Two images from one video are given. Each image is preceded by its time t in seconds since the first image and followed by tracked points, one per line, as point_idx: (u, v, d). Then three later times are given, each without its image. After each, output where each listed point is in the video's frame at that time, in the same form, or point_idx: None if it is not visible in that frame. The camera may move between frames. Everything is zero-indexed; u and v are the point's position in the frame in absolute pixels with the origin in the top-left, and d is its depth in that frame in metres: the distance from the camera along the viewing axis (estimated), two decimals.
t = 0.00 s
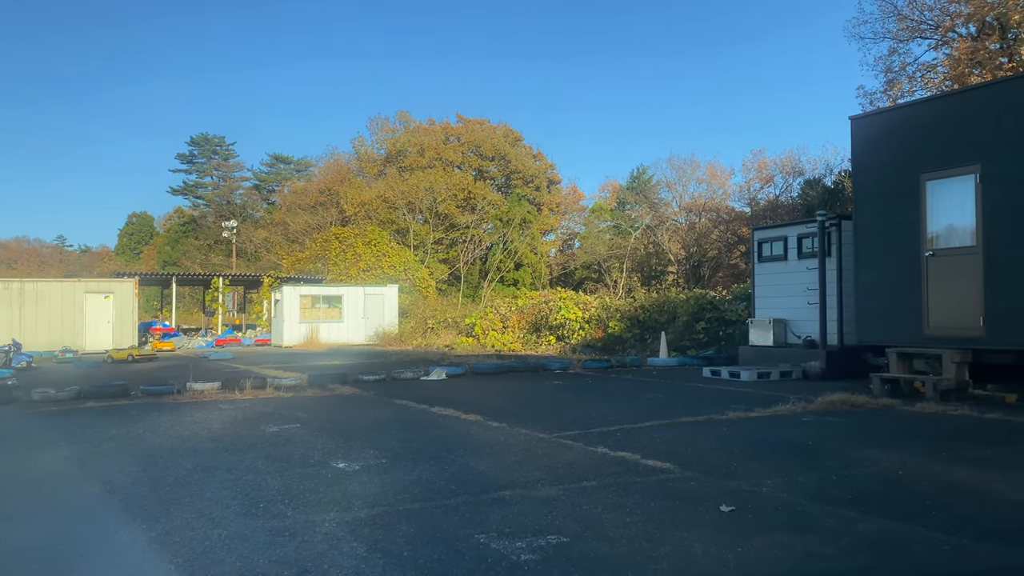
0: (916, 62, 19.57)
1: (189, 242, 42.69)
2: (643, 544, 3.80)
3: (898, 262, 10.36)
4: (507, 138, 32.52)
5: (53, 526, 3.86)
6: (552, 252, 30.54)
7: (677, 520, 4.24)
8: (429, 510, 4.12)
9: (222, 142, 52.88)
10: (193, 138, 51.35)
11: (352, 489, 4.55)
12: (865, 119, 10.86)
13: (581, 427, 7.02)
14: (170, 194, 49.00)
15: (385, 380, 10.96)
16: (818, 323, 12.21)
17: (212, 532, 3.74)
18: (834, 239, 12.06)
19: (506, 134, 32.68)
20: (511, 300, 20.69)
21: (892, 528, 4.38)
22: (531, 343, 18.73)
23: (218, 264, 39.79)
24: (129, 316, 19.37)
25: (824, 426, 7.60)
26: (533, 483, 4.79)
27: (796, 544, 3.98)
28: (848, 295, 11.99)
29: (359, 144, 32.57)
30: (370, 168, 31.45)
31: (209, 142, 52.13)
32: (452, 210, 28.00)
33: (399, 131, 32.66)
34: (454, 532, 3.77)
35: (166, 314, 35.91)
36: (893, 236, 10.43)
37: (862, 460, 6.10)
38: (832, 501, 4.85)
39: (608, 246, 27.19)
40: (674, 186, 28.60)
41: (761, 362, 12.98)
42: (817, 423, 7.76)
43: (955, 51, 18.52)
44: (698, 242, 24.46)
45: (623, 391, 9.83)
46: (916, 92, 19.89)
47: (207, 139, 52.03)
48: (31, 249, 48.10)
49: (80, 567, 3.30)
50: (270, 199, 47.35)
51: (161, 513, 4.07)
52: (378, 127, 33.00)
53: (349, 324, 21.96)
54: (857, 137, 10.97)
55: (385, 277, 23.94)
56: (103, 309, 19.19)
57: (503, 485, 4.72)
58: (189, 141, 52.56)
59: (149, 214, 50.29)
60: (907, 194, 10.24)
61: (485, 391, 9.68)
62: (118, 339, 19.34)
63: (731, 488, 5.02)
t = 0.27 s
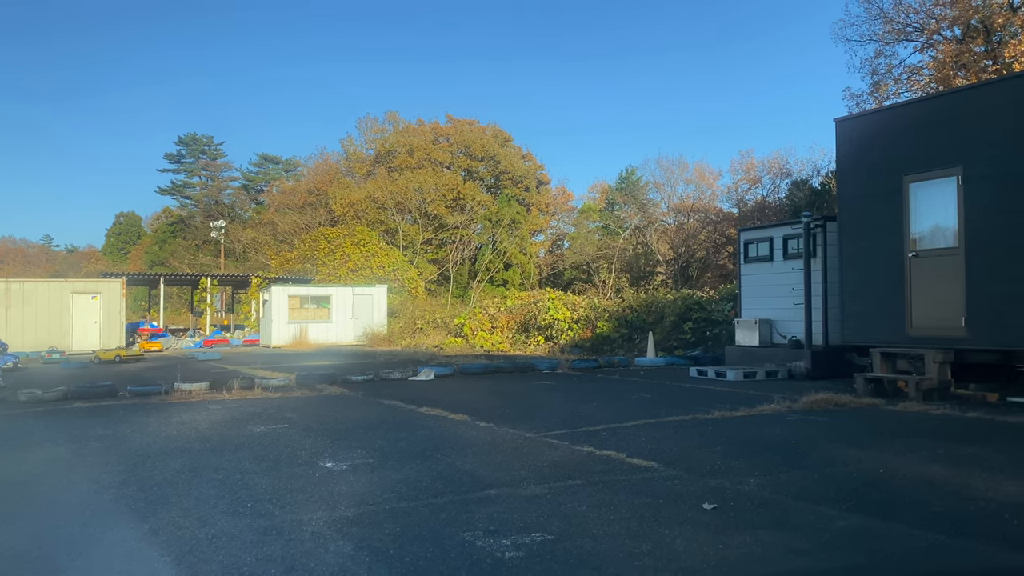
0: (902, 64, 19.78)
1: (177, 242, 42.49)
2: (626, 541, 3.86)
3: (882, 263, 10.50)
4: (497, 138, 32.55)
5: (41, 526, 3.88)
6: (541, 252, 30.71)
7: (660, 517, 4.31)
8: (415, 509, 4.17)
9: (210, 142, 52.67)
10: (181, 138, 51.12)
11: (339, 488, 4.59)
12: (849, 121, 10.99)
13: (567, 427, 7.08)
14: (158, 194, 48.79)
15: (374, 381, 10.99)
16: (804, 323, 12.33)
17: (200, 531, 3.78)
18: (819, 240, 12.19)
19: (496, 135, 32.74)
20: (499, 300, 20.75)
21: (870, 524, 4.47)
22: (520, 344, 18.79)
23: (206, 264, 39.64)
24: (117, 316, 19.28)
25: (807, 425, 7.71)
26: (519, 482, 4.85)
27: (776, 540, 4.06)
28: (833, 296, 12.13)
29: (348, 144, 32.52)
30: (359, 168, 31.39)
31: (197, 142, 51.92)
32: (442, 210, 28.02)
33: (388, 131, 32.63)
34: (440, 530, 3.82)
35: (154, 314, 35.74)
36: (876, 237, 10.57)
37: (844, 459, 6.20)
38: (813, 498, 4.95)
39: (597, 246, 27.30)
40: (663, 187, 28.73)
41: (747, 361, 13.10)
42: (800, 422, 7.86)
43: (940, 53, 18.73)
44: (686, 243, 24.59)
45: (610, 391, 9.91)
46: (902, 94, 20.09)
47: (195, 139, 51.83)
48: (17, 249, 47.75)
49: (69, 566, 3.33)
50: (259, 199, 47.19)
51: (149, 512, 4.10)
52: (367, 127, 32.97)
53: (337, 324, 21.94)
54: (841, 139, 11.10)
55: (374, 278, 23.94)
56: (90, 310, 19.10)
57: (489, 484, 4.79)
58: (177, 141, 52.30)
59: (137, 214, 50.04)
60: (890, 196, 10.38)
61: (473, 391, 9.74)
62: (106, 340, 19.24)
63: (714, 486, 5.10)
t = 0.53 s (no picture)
0: (888, 66, 19.99)
1: (164, 242, 42.28)
2: (610, 538, 3.92)
3: (866, 264, 10.63)
4: (486, 139, 32.59)
5: (28, 526, 3.90)
6: (530, 253, 30.69)
7: (644, 515, 4.38)
8: (401, 508, 4.21)
9: (198, 142, 52.47)
10: (169, 138, 50.87)
11: (327, 487, 4.63)
12: (834, 124, 11.12)
13: (554, 427, 7.14)
14: (146, 194, 48.56)
15: (362, 381, 11.02)
16: (789, 324, 12.45)
17: (187, 530, 3.81)
18: (804, 241, 12.30)
19: (485, 135, 32.80)
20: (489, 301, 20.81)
21: (850, 521, 4.55)
22: (508, 344, 18.85)
23: (194, 264, 39.46)
24: (104, 317, 19.16)
25: (791, 424, 7.81)
26: (505, 481, 4.91)
27: (757, 537, 4.13)
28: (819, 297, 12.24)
29: (337, 144, 32.45)
30: (348, 168, 31.33)
31: (185, 142, 51.71)
32: (431, 210, 28.04)
33: (377, 131, 32.60)
34: (426, 528, 3.87)
35: (142, 314, 35.57)
36: (860, 238, 10.70)
37: (826, 457, 6.30)
38: (794, 496, 5.03)
39: (586, 247, 27.41)
40: (651, 188, 28.90)
41: (733, 361, 13.21)
42: (784, 421, 7.96)
43: (926, 56, 18.94)
44: (675, 243, 24.63)
45: (597, 391, 9.98)
46: (888, 96, 20.29)
47: (183, 139, 51.61)
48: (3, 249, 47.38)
49: (56, 565, 3.36)
50: (248, 198, 47.00)
51: (136, 512, 4.13)
52: (356, 127, 32.93)
53: (326, 324, 21.92)
54: (826, 141, 11.22)
55: (363, 278, 23.95)
56: (77, 310, 18.98)
57: (475, 482, 4.84)
58: (165, 141, 52.08)
59: (124, 214, 49.78)
60: (874, 198, 10.51)
61: (461, 392, 9.78)
62: (93, 340, 19.12)
63: (697, 484, 5.17)
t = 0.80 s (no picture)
0: (874, 68, 20.18)
1: (152, 242, 42.03)
2: (593, 536, 3.98)
3: (851, 265, 10.73)
4: (475, 139, 32.61)
5: (14, 526, 3.92)
6: (520, 253, 30.67)
7: (628, 513, 4.44)
8: (388, 506, 4.26)
9: (186, 141, 52.24)
10: (156, 138, 50.61)
11: (314, 487, 4.67)
12: (820, 125, 11.23)
13: (541, 426, 7.20)
14: (133, 193, 48.31)
15: (350, 381, 11.05)
16: (776, 324, 12.57)
17: (175, 529, 3.84)
18: (790, 242, 12.41)
19: (474, 135, 32.81)
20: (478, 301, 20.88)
21: (831, 518, 4.63)
22: (498, 344, 18.89)
23: (182, 264, 39.27)
24: (90, 317, 19.03)
25: (776, 423, 7.90)
26: (491, 480, 4.96)
27: (738, 534, 4.19)
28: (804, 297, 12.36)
29: (326, 144, 32.35)
30: (337, 168, 31.27)
31: (173, 141, 51.47)
32: (420, 210, 28.05)
33: (366, 131, 32.53)
34: (412, 527, 3.91)
35: (129, 315, 35.37)
36: (845, 239, 10.81)
37: (809, 456, 6.38)
38: (776, 493, 5.11)
39: (576, 248, 27.34)
40: (640, 189, 29.06)
41: (720, 361, 13.32)
42: (769, 420, 8.05)
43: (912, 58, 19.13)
44: (663, 244, 24.83)
45: (585, 390, 10.05)
46: (874, 98, 20.48)
47: (171, 138, 51.35)
48: None
49: (42, 564, 3.38)
50: (236, 198, 46.80)
51: (124, 512, 4.15)
52: (344, 127, 32.85)
53: (314, 325, 21.89)
54: (812, 143, 11.33)
55: (352, 278, 23.93)
56: (64, 311, 18.86)
57: (462, 481, 4.89)
58: (153, 140, 51.82)
59: (112, 215, 49.49)
60: (859, 199, 10.62)
61: (449, 392, 9.83)
62: (80, 341, 18.99)
63: (682, 482, 5.25)
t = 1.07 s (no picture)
0: (862, 70, 20.37)
1: (140, 242, 41.83)
2: (579, 534, 4.03)
3: (837, 266, 10.85)
4: (465, 140, 32.64)
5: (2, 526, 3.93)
6: (510, 253, 30.64)
7: (614, 511, 4.49)
8: (376, 506, 4.29)
9: (175, 141, 52.04)
10: (145, 137, 50.36)
11: (302, 487, 4.70)
12: (806, 127, 11.33)
13: (529, 426, 7.25)
14: (121, 193, 48.09)
15: (339, 382, 11.07)
16: (763, 324, 12.68)
17: (163, 529, 3.86)
18: (777, 242, 12.52)
19: (464, 136, 32.85)
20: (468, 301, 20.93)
21: (813, 516, 4.71)
22: (487, 345, 18.93)
23: (170, 265, 39.09)
24: (78, 317, 18.93)
25: (761, 422, 7.99)
26: (479, 479, 5.00)
27: (721, 532, 4.25)
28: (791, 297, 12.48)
29: (315, 144, 32.29)
30: (326, 167, 31.22)
31: (162, 141, 51.24)
32: (410, 211, 28.06)
33: (356, 131, 32.48)
34: (399, 526, 3.95)
35: (117, 315, 35.20)
36: (831, 240, 10.92)
37: (793, 454, 6.47)
38: (760, 492, 5.18)
39: (565, 248, 27.40)
40: (630, 189, 29.20)
41: (708, 361, 13.42)
42: (755, 420, 8.14)
43: (899, 60, 19.31)
44: (653, 244, 24.92)
45: (573, 390, 10.11)
46: (861, 99, 20.66)
47: (160, 138, 51.11)
48: None
49: (30, 564, 3.40)
50: (225, 198, 46.62)
51: (112, 512, 4.17)
52: (334, 127, 32.80)
53: (303, 325, 21.86)
54: (799, 144, 11.43)
55: (341, 278, 23.90)
56: (51, 311, 18.75)
57: (450, 481, 4.93)
58: (142, 140, 51.58)
59: (100, 214, 49.24)
60: (845, 200, 10.74)
61: (438, 392, 9.87)
62: (67, 341, 18.88)
63: (667, 481, 5.31)
